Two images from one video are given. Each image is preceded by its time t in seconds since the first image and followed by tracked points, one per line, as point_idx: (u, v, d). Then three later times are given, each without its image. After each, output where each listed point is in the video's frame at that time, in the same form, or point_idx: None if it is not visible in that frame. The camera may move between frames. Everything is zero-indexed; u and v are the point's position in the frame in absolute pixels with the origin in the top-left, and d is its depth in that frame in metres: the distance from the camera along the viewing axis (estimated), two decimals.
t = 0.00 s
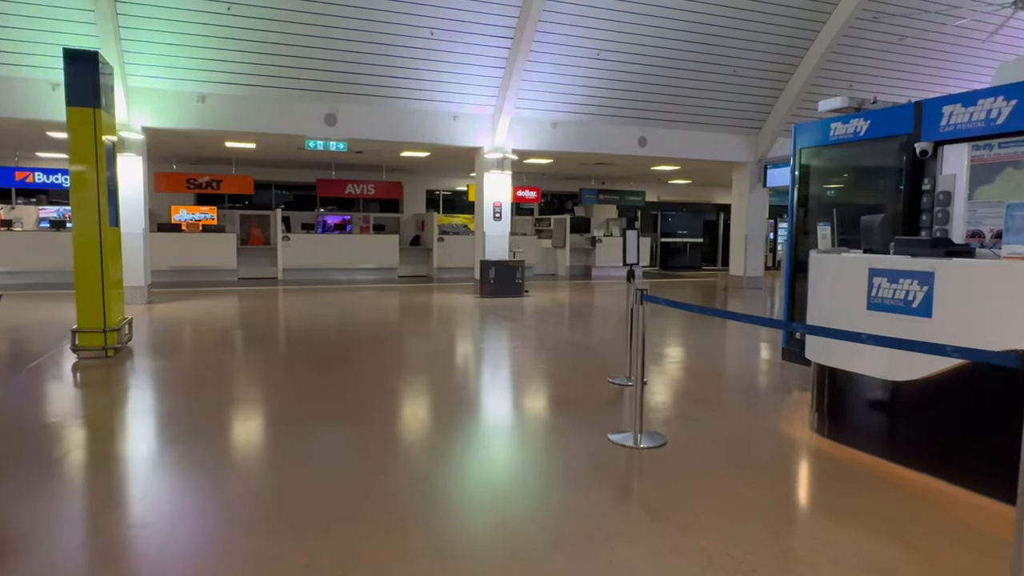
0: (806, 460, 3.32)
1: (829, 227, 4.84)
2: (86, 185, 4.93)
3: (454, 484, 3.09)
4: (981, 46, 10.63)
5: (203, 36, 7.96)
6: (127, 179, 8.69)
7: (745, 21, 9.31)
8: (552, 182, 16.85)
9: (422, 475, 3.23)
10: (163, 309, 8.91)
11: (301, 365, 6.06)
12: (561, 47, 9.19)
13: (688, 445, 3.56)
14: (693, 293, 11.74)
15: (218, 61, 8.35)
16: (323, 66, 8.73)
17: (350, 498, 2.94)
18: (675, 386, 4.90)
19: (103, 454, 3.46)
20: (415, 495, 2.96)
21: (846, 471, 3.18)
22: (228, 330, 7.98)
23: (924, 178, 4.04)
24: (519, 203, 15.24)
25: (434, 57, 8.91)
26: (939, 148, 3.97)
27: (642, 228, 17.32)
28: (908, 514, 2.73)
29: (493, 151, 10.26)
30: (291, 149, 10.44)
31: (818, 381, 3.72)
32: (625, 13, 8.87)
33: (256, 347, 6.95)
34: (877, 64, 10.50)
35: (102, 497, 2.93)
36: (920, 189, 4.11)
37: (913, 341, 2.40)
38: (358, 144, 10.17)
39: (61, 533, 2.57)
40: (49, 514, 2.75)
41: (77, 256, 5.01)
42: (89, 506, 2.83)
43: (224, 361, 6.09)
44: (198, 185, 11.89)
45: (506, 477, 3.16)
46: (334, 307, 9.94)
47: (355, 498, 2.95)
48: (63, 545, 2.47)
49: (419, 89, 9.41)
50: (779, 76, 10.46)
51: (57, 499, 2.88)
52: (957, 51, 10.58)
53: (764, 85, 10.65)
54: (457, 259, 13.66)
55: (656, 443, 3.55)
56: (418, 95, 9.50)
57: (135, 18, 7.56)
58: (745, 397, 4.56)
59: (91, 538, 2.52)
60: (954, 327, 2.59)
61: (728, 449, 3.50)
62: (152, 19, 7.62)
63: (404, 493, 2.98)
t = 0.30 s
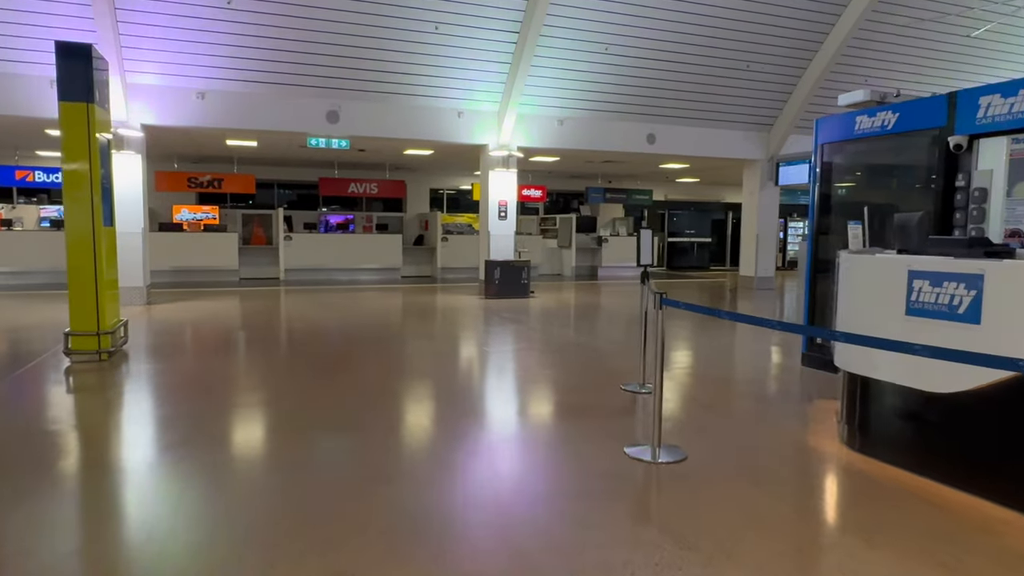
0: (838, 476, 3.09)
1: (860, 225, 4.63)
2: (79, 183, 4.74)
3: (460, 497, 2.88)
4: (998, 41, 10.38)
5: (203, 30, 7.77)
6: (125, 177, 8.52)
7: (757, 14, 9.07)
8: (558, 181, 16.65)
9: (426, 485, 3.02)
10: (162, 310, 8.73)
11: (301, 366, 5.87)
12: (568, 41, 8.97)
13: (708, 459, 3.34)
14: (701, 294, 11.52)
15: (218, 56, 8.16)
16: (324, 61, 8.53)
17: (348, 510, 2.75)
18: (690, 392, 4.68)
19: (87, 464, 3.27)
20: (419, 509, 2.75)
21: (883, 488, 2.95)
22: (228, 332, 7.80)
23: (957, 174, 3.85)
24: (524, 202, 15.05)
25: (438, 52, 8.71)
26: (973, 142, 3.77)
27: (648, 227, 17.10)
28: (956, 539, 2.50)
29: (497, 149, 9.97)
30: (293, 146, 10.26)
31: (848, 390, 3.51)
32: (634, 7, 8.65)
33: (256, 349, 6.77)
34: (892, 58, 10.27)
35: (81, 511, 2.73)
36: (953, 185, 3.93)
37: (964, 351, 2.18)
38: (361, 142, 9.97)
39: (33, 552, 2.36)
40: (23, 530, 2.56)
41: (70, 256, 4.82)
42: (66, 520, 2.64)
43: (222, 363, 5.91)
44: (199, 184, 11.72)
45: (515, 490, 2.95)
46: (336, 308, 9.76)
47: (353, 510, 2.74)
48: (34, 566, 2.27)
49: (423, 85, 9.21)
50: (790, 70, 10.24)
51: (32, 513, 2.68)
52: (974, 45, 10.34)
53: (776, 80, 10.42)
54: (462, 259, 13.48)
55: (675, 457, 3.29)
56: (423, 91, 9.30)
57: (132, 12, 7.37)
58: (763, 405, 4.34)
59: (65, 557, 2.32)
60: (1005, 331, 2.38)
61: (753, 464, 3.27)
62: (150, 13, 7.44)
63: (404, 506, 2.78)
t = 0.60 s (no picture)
0: (869, 494, 2.89)
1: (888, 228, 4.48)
2: (71, 183, 4.59)
3: (464, 515, 2.72)
4: (1014, 39, 10.18)
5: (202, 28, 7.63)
6: (124, 177, 8.39)
7: (768, 11, 8.88)
8: (564, 182, 16.49)
9: (428, 502, 2.86)
10: (162, 312, 8.59)
11: (300, 370, 5.73)
12: (575, 39, 8.81)
13: (726, 472, 3.16)
14: (709, 296, 11.33)
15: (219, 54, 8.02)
16: (326, 60, 8.38)
17: (345, 530, 2.58)
18: (704, 399, 4.51)
19: (73, 476, 3.11)
20: (421, 529, 2.59)
21: (918, 507, 2.76)
22: (228, 335, 7.66)
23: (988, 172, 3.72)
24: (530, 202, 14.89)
25: (443, 50, 8.56)
26: (1004, 138, 3.63)
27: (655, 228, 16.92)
28: (1002, 567, 2.30)
29: (502, 148, 9.88)
30: (296, 146, 10.14)
31: (876, 402, 3.32)
32: (643, 4, 8.48)
33: (256, 353, 6.62)
34: (905, 56, 10.08)
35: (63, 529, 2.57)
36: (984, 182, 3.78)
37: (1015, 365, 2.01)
38: (364, 141, 9.81)
39: None
40: None
41: (62, 258, 4.66)
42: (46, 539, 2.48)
43: (221, 367, 5.77)
44: (201, 184, 11.60)
45: (524, 507, 2.79)
46: (339, 310, 9.62)
47: (351, 530, 2.58)
48: None
49: (427, 83, 9.05)
50: (802, 68, 10.05)
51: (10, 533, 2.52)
52: (989, 43, 10.14)
53: (787, 79, 10.23)
54: (466, 260, 13.33)
55: (692, 475, 3.06)
56: (427, 90, 9.15)
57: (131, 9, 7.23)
58: (780, 413, 4.17)
59: None
60: None
61: (776, 479, 3.08)
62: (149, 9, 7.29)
63: (405, 526, 2.61)
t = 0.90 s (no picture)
0: (894, 514, 2.70)
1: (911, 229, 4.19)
2: (59, 182, 4.46)
3: (458, 533, 2.55)
4: None
5: (200, 27, 7.50)
6: (121, 178, 8.28)
7: (776, 8, 8.69)
8: (569, 183, 16.33)
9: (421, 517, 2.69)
10: (160, 315, 8.47)
11: (297, 375, 5.57)
12: (579, 38, 8.64)
13: (739, 488, 2.98)
14: (717, 299, 11.15)
15: (217, 53, 7.89)
16: (325, 59, 8.25)
17: (329, 550, 2.41)
18: (713, 407, 4.34)
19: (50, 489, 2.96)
20: (411, 549, 2.42)
21: (946, 529, 2.57)
22: (226, 339, 7.52)
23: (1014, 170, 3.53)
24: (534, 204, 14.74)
25: (444, 48, 8.40)
26: None
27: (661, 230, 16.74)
28: None
29: (506, 148, 9.68)
30: (296, 147, 10.01)
31: (899, 414, 3.13)
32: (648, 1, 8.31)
33: (253, 357, 6.48)
34: (916, 54, 9.88)
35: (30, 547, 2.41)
36: (1010, 180, 3.60)
37: None
38: (365, 142, 9.68)
39: None
40: None
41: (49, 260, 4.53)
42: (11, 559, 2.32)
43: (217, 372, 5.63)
44: (202, 186, 11.50)
45: (522, 525, 2.62)
46: (340, 314, 9.48)
47: (336, 550, 2.41)
48: None
49: (429, 83, 8.90)
50: (810, 67, 9.86)
51: None
52: (1001, 40, 9.93)
53: (795, 77, 10.04)
54: (470, 262, 13.18)
55: (705, 494, 2.88)
56: (428, 90, 9.00)
57: (126, 7, 7.10)
58: (794, 423, 3.98)
59: None
60: None
61: (791, 495, 2.90)
62: (145, 8, 7.16)
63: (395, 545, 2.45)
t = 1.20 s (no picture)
0: (917, 537, 2.52)
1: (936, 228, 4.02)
2: (43, 184, 4.33)
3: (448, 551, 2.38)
4: None
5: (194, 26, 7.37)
6: (116, 179, 8.16)
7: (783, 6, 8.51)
8: (572, 185, 16.17)
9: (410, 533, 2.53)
10: (156, 319, 8.33)
11: (290, 381, 5.41)
12: (581, 37, 8.48)
13: (749, 507, 2.81)
14: (723, 302, 10.95)
15: (213, 53, 7.76)
16: (323, 58, 8.11)
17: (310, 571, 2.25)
18: (722, 418, 4.17)
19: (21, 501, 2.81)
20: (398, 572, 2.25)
21: (974, 554, 2.40)
22: (221, 344, 7.38)
23: None
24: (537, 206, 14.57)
25: (444, 47, 8.25)
26: None
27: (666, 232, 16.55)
28: None
29: (508, 149, 9.51)
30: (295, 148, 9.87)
31: (921, 431, 2.96)
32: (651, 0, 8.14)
33: (247, 363, 6.33)
34: (926, 53, 9.68)
35: None
36: None
37: None
38: (364, 143, 9.54)
39: None
40: None
41: (32, 263, 4.40)
42: None
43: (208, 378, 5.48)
44: (201, 188, 11.38)
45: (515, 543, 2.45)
46: (339, 317, 9.33)
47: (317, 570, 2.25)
48: None
49: (429, 83, 8.76)
50: (818, 66, 9.67)
51: None
52: (1013, 38, 9.72)
53: (802, 77, 9.85)
54: (472, 264, 13.02)
55: (714, 516, 2.68)
56: (428, 90, 8.86)
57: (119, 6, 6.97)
58: (807, 435, 3.80)
59: None
60: None
61: (806, 515, 2.73)
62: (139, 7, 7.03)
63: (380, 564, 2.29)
